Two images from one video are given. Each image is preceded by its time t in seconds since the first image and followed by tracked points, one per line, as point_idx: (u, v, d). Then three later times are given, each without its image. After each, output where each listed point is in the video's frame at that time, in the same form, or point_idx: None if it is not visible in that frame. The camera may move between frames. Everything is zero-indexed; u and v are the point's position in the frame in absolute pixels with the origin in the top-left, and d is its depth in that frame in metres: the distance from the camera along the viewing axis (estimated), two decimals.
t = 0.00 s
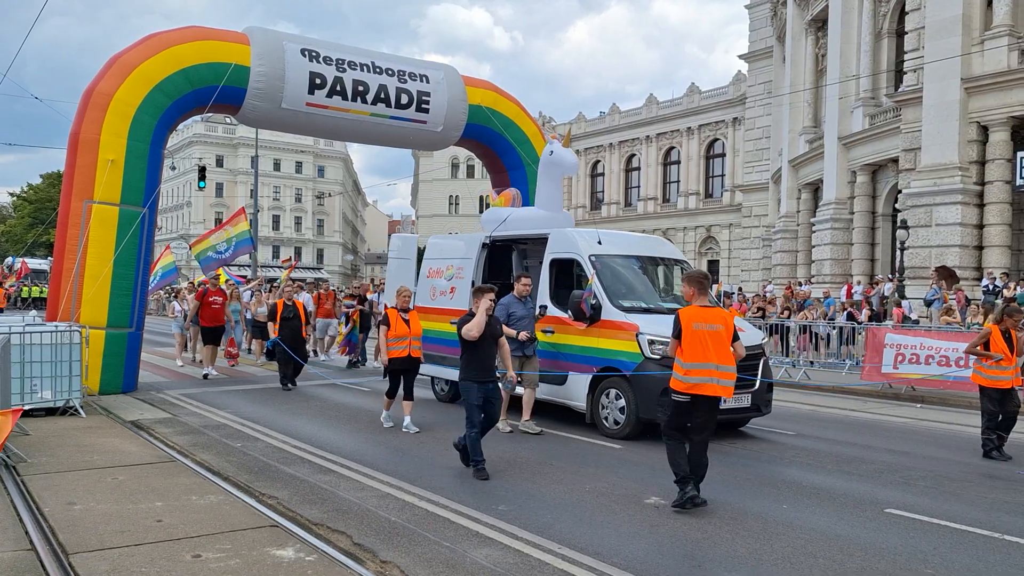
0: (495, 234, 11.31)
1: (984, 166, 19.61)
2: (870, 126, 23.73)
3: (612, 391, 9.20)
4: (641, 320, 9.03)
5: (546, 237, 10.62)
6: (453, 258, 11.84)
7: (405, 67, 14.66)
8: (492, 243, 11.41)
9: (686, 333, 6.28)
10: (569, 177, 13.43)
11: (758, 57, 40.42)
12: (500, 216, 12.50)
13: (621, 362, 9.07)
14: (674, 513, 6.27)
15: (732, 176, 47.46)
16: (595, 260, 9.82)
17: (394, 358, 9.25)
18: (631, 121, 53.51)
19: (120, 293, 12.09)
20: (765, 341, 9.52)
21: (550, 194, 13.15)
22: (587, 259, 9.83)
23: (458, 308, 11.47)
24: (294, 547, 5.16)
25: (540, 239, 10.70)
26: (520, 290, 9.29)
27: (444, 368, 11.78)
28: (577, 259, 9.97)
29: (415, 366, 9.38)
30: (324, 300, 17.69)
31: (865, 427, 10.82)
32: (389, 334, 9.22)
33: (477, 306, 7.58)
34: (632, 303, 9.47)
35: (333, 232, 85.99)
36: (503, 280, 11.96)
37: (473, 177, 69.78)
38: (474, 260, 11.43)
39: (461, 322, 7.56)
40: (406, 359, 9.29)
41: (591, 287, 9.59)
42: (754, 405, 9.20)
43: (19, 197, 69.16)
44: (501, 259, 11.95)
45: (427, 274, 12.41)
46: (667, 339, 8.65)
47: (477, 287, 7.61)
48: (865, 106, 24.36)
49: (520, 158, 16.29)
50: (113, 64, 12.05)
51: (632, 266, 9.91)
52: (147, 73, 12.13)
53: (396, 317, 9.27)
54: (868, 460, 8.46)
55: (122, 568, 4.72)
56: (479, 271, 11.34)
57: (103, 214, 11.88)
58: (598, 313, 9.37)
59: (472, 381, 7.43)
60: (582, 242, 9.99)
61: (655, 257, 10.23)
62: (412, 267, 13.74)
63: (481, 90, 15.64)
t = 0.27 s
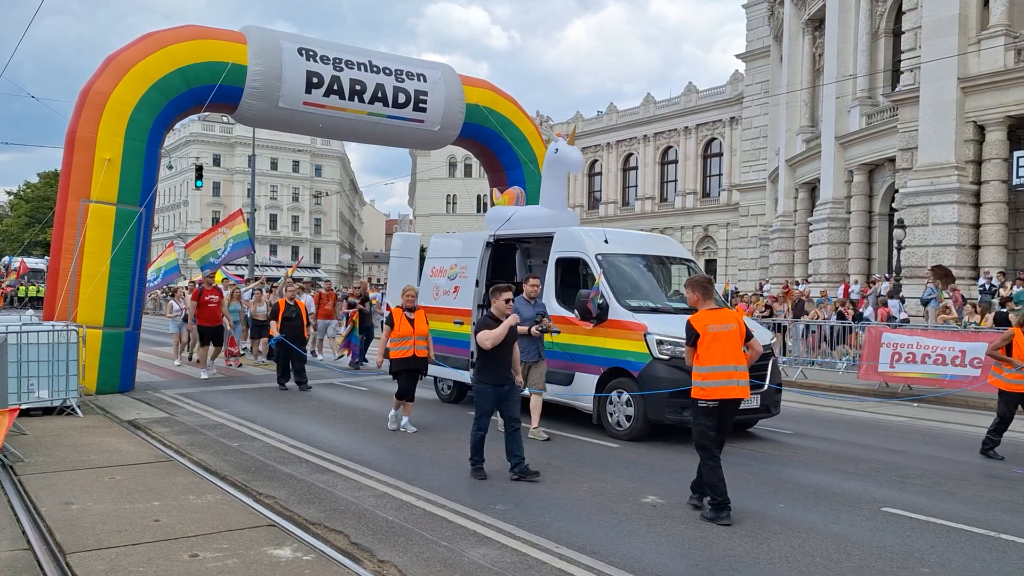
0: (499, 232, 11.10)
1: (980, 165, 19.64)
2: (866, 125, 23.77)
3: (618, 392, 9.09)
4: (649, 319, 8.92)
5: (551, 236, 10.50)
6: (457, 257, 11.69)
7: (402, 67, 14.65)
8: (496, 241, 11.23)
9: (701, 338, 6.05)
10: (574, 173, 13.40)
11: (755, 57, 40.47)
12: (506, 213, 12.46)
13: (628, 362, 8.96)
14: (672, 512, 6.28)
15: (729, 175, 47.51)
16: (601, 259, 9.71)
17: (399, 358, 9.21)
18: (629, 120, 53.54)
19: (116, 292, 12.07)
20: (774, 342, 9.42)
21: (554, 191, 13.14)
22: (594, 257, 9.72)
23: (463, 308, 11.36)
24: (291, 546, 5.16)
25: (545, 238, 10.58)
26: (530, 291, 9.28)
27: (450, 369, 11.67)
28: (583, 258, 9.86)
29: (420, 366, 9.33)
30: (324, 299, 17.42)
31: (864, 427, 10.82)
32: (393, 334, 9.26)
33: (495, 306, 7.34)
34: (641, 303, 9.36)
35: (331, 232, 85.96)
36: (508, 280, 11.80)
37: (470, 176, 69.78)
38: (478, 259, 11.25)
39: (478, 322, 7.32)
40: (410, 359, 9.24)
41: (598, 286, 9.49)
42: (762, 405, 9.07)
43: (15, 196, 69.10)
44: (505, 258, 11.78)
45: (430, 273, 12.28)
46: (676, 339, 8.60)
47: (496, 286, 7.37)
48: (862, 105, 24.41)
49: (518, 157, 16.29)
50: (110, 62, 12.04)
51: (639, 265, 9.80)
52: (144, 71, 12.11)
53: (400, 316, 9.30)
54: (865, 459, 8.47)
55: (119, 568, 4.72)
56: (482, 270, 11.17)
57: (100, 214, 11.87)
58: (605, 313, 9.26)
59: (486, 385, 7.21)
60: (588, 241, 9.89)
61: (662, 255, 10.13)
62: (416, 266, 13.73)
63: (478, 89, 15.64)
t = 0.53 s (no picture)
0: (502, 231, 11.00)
1: (977, 165, 19.67)
2: (863, 125, 23.80)
3: (626, 393, 9.02)
4: (656, 319, 8.85)
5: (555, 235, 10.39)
6: (461, 256, 11.59)
7: (399, 66, 14.64)
8: (500, 240, 11.09)
9: (725, 335, 5.88)
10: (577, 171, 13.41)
11: (752, 56, 40.50)
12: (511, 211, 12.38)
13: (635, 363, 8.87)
14: (669, 512, 6.28)
15: (726, 175, 47.53)
16: (607, 258, 9.60)
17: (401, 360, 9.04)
18: (626, 119, 53.55)
19: (113, 292, 12.05)
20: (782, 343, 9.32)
21: (557, 190, 13.10)
22: (599, 256, 9.63)
23: (466, 307, 11.30)
24: (287, 546, 5.15)
25: (551, 237, 10.47)
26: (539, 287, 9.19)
27: (452, 369, 11.70)
28: (589, 258, 9.77)
29: (425, 367, 9.16)
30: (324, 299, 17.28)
31: (862, 426, 10.82)
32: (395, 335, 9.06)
33: (518, 305, 7.18)
34: (647, 303, 9.27)
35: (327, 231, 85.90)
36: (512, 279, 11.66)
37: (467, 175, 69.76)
38: (481, 259, 11.13)
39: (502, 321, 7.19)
40: (413, 361, 9.07)
41: (604, 286, 9.40)
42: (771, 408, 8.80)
43: (11, 195, 68.98)
44: (508, 257, 11.66)
45: (433, 272, 12.18)
46: (684, 339, 8.59)
47: (520, 284, 7.21)
48: (859, 105, 24.44)
49: (515, 156, 16.29)
50: (106, 62, 12.01)
51: (645, 264, 9.70)
52: (140, 70, 12.09)
53: (403, 318, 9.09)
54: (862, 458, 8.47)
55: (115, 568, 4.71)
56: (485, 269, 11.08)
57: (96, 213, 11.85)
58: (611, 313, 9.18)
59: (508, 386, 7.09)
60: (593, 240, 9.79)
61: (668, 253, 10.03)
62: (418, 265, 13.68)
63: (475, 88, 15.63)
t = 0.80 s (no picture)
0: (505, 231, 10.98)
1: (973, 165, 19.70)
2: (859, 125, 23.83)
3: (631, 394, 8.95)
4: (662, 319, 8.79)
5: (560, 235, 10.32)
6: (463, 255, 11.55)
7: (396, 65, 14.64)
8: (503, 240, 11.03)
9: (761, 336, 5.69)
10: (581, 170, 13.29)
11: (749, 56, 40.54)
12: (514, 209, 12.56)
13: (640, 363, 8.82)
14: (666, 511, 6.30)
15: (723, 174, 47.56)
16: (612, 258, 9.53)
17: (407, 359, 8.89)
18: (623, 119, 53.57)
19: (110, 291, 12.04)
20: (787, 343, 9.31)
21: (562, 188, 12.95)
22: (604, 255, 9.57)
23: (469, 307, 11.24)
24: (285, 545, 5.15)
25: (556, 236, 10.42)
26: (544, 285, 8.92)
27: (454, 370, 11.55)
28: (594, 257, 9.71)
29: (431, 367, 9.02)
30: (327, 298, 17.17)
31: (859, 426, 10.83)
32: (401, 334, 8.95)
33: (534, 305, 6.86)
34: (654, 303, 9.19)
35: (325, 230, 85.84)
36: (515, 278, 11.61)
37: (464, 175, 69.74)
38: (484, 258, 11.10)
39: (516, 323, 6.90)
40: (418, 360, 8.92)
41: (609, 285, 9.33)
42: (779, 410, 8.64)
43: (7, 194, 68.84)
44: (510, 257, 11.72)
45: (434, 271, 12.12)
46: (691, 339, 8.53)
47: (536, 282, 6.84)
48: (855, 105, 24.48)
49: (512, 156, 16.29)
50: (103, 61, 11.99)
51: (651, 263, 9.64)
52: (137, 69, 12.08)
53: (408, 317, 9.04)
54: (859, 458, 8.49)
55: (112, 568, 4.71)
56: (488, 268, 11.06)
57: (93, 212, 11.83)
58: (617, 313, 9.14)
59: (527, 388, 6.84)
60: (599, 239, 9.74)
61: (673, 253, 9.95)
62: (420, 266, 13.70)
63: (472, 87, 15.64)
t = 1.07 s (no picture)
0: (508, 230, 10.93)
1: (969, 165, 19.74)
2: (856, 125, 23.86)
3: (637, 396, 8.87)
4: (668, 320, 8.71)
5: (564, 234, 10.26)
6: (465, 255, 11.47)
7: (393, 65, 14.62)
8: (505, 238, 10.97)
9: (784, 336, 5.44)
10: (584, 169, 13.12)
11: (746, 56, 40.57)
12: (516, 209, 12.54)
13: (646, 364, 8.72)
14: (662, 511, 6.30)
15: (719, 175, 47.61)
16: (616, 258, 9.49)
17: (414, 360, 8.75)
18: (620, 119, 53.60)
19: (105, 291, 12.02)
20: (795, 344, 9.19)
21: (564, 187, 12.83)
22: (609, 255, 9.52)
23: (472, 307, 11.14)
24: (281, 546, 5.15)
25: (560, 236, 10.34)
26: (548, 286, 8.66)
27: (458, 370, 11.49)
28: (598, 256, 9.64)
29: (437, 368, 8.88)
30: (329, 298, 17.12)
31: (856, 425, 10.83)
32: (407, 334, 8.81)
33: (543, 306, 6.62)
34: (659, 303, 9.14)
35: (321, 230, 85.79)
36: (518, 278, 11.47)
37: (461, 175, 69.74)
38: (487, 257, 11.02)
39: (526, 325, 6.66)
40: (425, 361, 8.78)
41: (615, 285, 9.26)
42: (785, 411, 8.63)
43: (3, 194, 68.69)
44: (512, 257, 11.58)
45: (436, 271, 12.03)
46: (697, 339, 8.42)
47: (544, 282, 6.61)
48: (852, 105, 24.53)
49: (509, 156, 16.28)
50: (99, 60, 11.97)
51: (655, 263, 9.57)
52: (133, 69, 12.06)
53: (413, 316, 8.81)
54: (856, 458, 8.49)
55: (108, 568, 4.70)
56: (490, 268, 10.96)
57: (89, 212, 11.81)
58: (622, 313, 9.03)
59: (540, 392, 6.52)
60: (603, 239, 9.67)
61: (677, 252, 9.88)
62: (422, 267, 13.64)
63: (469, 87, 15.63)
